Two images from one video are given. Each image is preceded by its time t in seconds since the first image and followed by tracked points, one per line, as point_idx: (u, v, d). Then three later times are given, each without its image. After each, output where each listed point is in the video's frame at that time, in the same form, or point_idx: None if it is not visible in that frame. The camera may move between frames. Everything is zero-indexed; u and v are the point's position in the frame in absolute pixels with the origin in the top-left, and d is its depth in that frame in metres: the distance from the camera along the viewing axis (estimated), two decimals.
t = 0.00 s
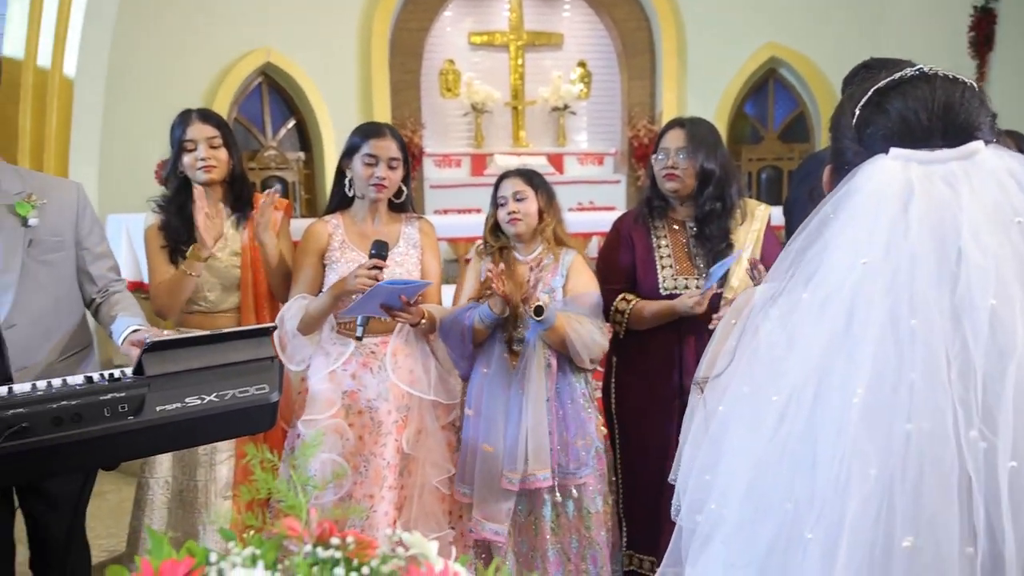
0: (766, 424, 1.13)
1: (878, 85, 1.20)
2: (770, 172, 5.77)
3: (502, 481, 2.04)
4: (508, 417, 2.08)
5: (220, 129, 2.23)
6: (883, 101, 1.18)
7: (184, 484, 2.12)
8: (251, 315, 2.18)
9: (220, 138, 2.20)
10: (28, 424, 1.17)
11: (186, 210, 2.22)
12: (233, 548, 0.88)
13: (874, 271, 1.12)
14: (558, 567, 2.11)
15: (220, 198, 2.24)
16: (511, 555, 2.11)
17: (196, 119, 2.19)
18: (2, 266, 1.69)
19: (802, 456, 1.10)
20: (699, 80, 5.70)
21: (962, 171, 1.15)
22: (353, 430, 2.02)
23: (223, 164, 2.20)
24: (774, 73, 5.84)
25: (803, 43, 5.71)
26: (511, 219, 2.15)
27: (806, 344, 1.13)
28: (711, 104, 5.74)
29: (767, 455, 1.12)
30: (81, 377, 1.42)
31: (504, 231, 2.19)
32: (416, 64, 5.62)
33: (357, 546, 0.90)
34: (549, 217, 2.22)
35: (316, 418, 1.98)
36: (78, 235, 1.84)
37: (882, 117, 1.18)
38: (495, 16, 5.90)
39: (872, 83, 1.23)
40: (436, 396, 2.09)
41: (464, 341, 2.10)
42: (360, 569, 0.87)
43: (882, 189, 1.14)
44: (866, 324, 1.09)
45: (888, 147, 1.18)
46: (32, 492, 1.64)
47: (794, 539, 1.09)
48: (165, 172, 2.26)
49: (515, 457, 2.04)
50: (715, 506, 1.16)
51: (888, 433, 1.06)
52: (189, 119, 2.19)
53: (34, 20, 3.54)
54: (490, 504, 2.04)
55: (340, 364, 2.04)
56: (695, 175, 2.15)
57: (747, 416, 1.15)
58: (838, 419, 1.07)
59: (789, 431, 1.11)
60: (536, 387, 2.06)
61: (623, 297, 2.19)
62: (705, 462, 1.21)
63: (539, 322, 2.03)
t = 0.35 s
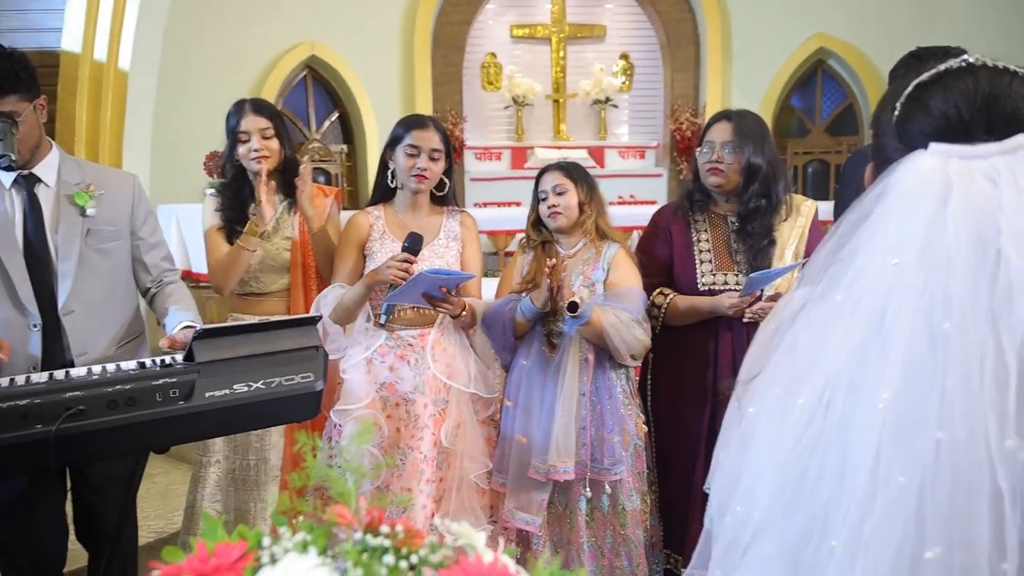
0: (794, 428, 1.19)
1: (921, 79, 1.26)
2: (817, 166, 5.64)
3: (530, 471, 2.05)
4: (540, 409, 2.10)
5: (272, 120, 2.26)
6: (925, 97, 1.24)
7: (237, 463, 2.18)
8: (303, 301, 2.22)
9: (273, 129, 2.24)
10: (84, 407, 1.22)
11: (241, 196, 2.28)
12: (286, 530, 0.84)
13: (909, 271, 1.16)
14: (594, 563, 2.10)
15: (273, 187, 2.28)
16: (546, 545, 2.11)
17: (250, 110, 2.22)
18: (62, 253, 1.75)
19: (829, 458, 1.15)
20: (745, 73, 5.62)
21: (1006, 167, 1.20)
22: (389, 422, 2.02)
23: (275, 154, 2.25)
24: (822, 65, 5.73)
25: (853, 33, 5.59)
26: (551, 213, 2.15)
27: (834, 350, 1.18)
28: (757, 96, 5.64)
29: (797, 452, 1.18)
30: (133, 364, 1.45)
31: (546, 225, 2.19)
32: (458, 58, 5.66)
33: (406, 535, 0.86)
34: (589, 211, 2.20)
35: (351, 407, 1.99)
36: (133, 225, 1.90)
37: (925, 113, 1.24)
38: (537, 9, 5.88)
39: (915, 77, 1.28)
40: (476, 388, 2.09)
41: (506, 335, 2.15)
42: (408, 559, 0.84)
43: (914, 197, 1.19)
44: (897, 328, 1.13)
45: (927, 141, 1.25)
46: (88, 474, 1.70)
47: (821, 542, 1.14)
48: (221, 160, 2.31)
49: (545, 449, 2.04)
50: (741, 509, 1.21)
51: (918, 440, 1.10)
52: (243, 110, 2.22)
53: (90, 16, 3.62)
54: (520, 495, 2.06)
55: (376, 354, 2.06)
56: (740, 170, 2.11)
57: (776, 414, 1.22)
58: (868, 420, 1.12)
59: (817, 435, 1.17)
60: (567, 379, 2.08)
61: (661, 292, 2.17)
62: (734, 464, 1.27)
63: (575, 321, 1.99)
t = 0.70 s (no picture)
0: (867, 431, 1.16)
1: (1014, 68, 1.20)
2: (887, 162, 5.46)
3: (615, 470, 2.05)
4: (620, 407, 2.09)
5: (344, 117, 2.28)
6: (1016, 88, 1.19)
7: (307, 446, 2.27)
8: (367, 288, 2.29)
9: (344, 125, 2.26)
10: (160, 391, 1.26)
11: (314, 190, 2.31)
12: (357, 519, 0.85)
13: (995, 270, 1.10)
14: (656, 562, 2.08)
15: (343, 181, 2.30)
16: (615, 548, 2.08)
17: (323, 107, 2.25)
18: (138, 244, 1.82)
19: (904, 464, 1.12)
20: (811, 66, 5.46)
21: None
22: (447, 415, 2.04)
23: (346, 150, 2.26)
24: (893, 57, 5.53)
25: (927, 23, 5.39)
26: (614, 208, 2.12)
27: (913, 351, 1.14)
28: (824, 90, 5.48)
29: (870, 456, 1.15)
30: (203, 351, 1.50)
31: (606, 220, 2.16)
32: (515, 53, 5.68)
33: (477, 529, 0.87)
34: (651, 208, 2.20)
35: (404, 402, 2.01)
36: (204, 219, 1.96)
37: (1016, 106, 1.19)
38: (596, 2, 5.83)
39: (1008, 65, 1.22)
40: (531, 383, 2.07)
41: (575, 332, 2.09)
42: (480, 552, 0.84)
43: (1003, 192, 1.13)
44: (981, 329, 1.08)
45: (1017, 132, 1.19)
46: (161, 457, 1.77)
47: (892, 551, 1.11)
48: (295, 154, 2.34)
49: (627, 448, 2.04)
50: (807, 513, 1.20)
51: (1001, 447, 1.05)
52: (317, 107, 2.24)
53: (164, 16, 3.72)
54: (600, 495, 2.06)
55: (433, 348, 2.07)
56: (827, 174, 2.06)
57: (850, 414, 1.19)
58: (946, 425, 1.08)
59: (893, 438, 1.14)
60: (648, 377, 2.06)
61: (723, 287, 2.13)
62: (803, 467, 1.25)
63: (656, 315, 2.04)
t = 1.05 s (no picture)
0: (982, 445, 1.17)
1: None
2: (972, 160, 5.18)
3: (704, 477, 2.01)
4: (703, 414, 2.05)
5: (423, 115, 2.32)
6: None
7: (372, 436, 2.32)
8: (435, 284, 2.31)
9: (422, 123, 2.30)
10: (239, 381, 1.30)
11: (384, 183, 2.34)
12: (436, 516, 0.84)
13: None
14: (728, 566, 2.05)
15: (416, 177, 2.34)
16: (690, 556, 2.05)
17: (405, 104, 2.28)
18: (216, 238, 1.88)
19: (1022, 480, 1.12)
20: (891, 60, 5.26)
21: None
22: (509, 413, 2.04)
23: (420, 148, 2.30)
24: (981, 50, 5.27)
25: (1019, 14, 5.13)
26: (681, 208, 2.09)
27: None
28: (904, 86, 5.28)
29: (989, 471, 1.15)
30: (278, 344, 1.54)
31: (672, 220, 2.13)
32: (582, 50, 5.66)
33: (555, 532, 0.85)
34: (717, 209, 2.17)
35: (471, 401, 2.02)
36: (278, 214, 2.02)
37: None
38: None
39: None
40: (596, 384, 2.07)
41: (648, 331, 2.03)
42: (560, 557, 0.82)
43: None
44: None
45: None
46: (240, 446, 1.83)
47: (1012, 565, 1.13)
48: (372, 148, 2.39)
49: (707, 453, 2.02)
50: (917, 527, 1.26)
51: None
52: (399, 103, 2.28)
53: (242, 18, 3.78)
54: (689, 501, 2.00)
55: (500, 346, 2.09)
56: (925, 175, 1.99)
57: (965, 426, 1.22)
58: None
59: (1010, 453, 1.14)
60: (731, 381, 2.04)
61: (809, 288, 2.04)
62: (918, 476, 1.30)
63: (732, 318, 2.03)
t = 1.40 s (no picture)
0: None
1: None
2: None
3: (771, 485, 1.96)
4: (770, 421, 2.00)
5: (495, 118, 2.35)
6: None
7: (432, 434, 2.33)
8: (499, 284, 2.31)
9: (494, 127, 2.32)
10: (309, 377, 1.33)
11: (452, 186, 2.36)
12: (507, 522, 0.84)
13: None
14: None
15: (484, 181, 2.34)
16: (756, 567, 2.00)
17: (478, 107, 2.31)
18: (287, 242, 1.93)
19: None
20: (976, 58, 5.03)
21: None
22: (568, 415, 2.03)
23: (490, 151, 2.32)
24: None
25: None
26: (754, 212, 2.03)
27: None
28: (989, 84, 5.05)
29: None
30: (346, 342, 1.57)
31: (743, 223, 2.08)
32: (648, 51, 5.65)
33: (629, 543, 0.83)
34: (790, 213, 2.12)
35: (528, 400, 2.02)
36: (347, 215, 2.06)
37: None
38: None
39: None
40: (657, 385, 2.05)
41: (717, 333, 1.98)
42: (635, 569, 0.80)
43: None
44: None
45: None
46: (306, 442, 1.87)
47: None
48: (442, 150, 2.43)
49: (775, 461, 1.97)
50: None
51: None
52: (473, 106, 2.32)
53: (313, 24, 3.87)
54: (750, 510, 1.95)
55: (558, 347, 2.07)
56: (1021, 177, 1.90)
57: None
58: None
59: None
60: (802, 388, 1.97)
61: (900, 295, 1.95)
62: None
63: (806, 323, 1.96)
